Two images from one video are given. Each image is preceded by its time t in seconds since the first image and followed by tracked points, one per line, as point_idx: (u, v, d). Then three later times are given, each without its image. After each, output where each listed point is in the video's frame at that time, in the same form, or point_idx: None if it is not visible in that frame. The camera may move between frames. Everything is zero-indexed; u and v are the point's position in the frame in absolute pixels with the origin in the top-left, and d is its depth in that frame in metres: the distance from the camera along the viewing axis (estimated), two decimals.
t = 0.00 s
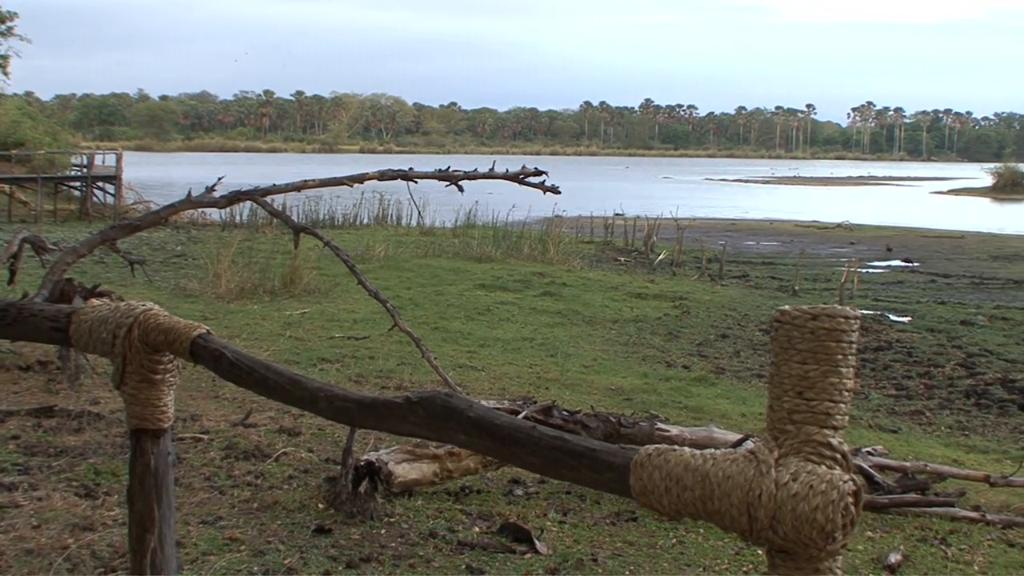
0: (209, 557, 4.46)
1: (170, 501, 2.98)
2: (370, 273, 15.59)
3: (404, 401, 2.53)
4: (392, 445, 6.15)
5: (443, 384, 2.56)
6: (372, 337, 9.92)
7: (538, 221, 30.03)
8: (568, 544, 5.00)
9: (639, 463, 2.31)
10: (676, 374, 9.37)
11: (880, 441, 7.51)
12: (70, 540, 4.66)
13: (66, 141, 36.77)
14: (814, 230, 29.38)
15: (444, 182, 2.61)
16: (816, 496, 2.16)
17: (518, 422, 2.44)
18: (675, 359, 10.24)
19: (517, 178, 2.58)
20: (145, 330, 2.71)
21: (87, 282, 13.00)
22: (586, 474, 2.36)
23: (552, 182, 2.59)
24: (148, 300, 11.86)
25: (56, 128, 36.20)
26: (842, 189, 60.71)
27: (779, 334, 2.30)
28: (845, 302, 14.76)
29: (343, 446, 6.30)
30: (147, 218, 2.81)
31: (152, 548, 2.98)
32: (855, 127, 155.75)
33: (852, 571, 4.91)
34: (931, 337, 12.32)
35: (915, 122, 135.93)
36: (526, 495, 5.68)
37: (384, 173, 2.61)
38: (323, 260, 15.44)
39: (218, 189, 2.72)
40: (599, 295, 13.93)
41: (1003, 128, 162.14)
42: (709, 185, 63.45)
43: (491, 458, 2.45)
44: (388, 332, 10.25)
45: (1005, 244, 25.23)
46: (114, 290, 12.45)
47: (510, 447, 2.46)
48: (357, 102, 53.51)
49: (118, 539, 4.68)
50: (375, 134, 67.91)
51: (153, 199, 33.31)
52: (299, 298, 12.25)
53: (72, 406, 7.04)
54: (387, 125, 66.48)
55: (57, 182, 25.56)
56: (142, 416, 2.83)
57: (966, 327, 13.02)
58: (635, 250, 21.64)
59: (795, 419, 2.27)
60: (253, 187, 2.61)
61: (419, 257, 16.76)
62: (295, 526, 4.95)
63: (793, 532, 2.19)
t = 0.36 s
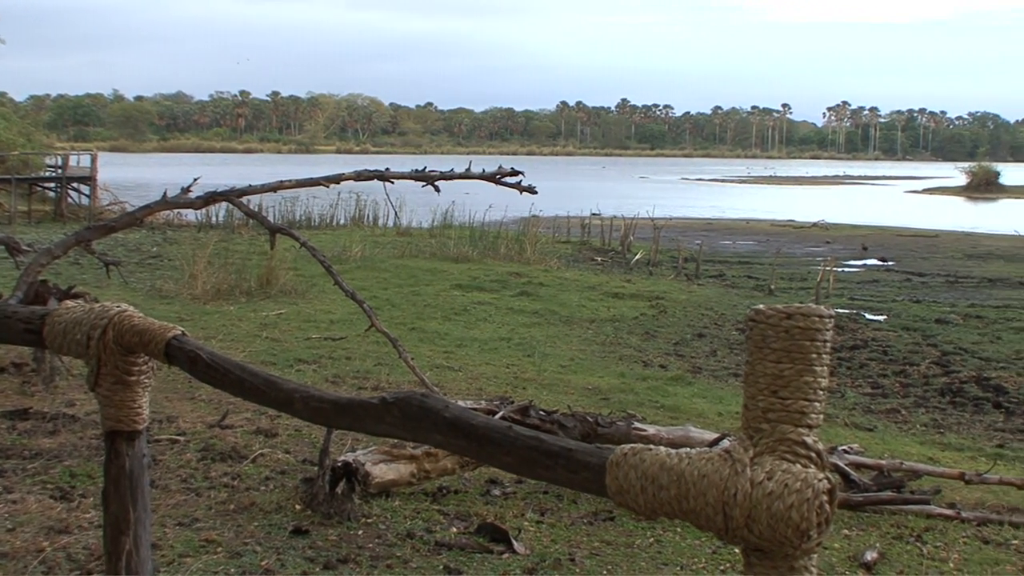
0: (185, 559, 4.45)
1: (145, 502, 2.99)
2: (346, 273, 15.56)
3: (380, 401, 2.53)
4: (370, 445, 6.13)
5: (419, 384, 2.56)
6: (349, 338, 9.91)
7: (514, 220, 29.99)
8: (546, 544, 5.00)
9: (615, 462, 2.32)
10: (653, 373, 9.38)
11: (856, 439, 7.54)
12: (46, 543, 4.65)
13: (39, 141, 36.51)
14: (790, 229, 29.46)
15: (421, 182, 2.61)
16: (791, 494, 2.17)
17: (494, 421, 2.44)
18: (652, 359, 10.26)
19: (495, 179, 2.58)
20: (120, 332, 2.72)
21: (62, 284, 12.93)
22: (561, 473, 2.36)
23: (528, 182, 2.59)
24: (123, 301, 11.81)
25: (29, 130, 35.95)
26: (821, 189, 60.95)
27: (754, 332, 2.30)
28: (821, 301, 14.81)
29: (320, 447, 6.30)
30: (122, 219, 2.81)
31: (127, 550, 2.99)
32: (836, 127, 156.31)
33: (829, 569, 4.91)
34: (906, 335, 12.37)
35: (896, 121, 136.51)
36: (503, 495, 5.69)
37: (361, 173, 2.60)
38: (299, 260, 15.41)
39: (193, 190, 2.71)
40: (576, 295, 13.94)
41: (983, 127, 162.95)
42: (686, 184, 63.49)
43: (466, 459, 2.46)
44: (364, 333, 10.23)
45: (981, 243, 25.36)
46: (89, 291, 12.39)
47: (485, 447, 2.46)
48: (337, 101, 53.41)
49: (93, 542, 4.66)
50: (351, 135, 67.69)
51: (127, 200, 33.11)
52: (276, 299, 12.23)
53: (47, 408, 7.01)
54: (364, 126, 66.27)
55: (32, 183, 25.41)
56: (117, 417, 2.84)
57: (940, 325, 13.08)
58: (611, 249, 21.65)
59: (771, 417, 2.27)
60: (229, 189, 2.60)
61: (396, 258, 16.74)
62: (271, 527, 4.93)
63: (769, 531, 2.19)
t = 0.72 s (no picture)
0: (160, 561, 4.44)
1: (118, 504, 3.04)
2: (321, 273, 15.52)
3: (355, 402, 2.53)
4: (346, 446, 6.11)
5: (394, 384, 2.56)
6: (324, 339, 9.88)
7: (491, 220, 29.98)
8: (521, 543, 5.00)
9: (589, 461, 2.32)
10: (628, 373, 9.39)
11: (831, 438, 7.55)
12: (19, 546, 4.62)
13: (11, 142, 36.17)
14: (765, 228, 29.53)
15: (396, 182, 2.60)
16: (764, 492, 2.17)
17: (467, 421, 2.44)
18: (628, 358, 10.27)
19: (469, 178, 2.58)
20: (93, 334, 2.74)
21: (35, 286, 12.83)
22: (536, 473, 2.36)
23: (503, 182, 2.58)
24: (96, 302, 11.75)
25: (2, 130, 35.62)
26: (798, 187, 61.20)
27: (727, 331, 2.31)
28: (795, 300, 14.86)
29: (296, 447, 6.28)
30: (95, 219, 2.80)
31: (100, 552, 3.03)
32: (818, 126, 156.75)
33: (803, 566, 4.91)
34: (881, 333, 12.42)
35: (876, 120, 137.10)
36: (479, 495, 5.68)
37: (336, 173, 2.60)
38: (274, 261, 15.36)
39: (167, 189, 2.70)
40: (552, 295, 13.95)
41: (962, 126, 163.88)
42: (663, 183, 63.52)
43: (440, 458, 2.46)
44: (340, 334, 10.22)
45: (955, 241, 25.50)
46: (62, 293, 12.32)
47: (459, 447, 2.46)
48: (314, 101, 53.20)
49: (67, 544, 4.65)
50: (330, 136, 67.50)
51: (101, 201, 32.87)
52: (251, 299, 12.19)
53: (20, 410, 6.97)
54: (343, 125, 66.07)
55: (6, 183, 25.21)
56: (90, 420, 2.87)
57: (914, 323, 13.14)
58: (587, 249, 21.64)
59: (744, 416, 2.28)
60: (203, 189, 2.59)
61: (371, 258, 16.70)
62: (247, 529, 4.92)
63: (742, 529, 2.20)
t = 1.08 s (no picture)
0: (131, 564, 4.42)
1: (87, 507, 3.08)
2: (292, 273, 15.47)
3: (324, 402, 2.54)
4: (318, 447, 6.08)
5: (364, 385, 2.57)
6: (296, 340, 9.86)
7: (463, 220, 29.97)
8: (494, 543, 4.99)
9: (559, 461, 2.32)
10: (600, 372, 9.40)
11: (802, 436, 7.57)
12: None
13: None
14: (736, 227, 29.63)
15: (367, 183, 2.60)
16: (734, 491, 2.18)
17: (437, 421, 2.45)
18: (600, 357, 10.28)
19: (440, 178, 2.58)
20: (62, 336, 2.81)
21: (3, 288, 12.74)
22: (506, 472, 2.36)
23: (475, 181, 2.58)
24: (65, 304, 11.67)
25: None
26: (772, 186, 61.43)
27: (697, 330, 2.31)
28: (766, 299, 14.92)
29: (267, 448, 6.25)
30: (64, 221, 2.82)
31: (70, 554, 3.07)
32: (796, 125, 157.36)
33: (774, 564, 4.91)
34: (851, 331, 12.48)
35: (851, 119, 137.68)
36: (451, 495, 5.67)
37: (307, 173, 2.59)
38: (245, 261, 15.29)
39: (137, 192, 2.70)
40: (524, 294, 13.96)
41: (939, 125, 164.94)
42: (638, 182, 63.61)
43: (410, 458, 2.46)
44: (311, 334, 10.19)
45: (925, 239, 25.64)
46: (31, 294, 12.25)
47: (428, 446, 2.46)
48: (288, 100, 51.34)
49: (37, 548, 4.63)
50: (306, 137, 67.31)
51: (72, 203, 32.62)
52: (222, 300, 12.15)
53: None
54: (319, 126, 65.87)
55: None
56: (59, 422, 2.93)
57: (883, 321, 13.22)
58: (559, 249, 21.64)
59: (714, 414, 2.29)
60: (173, 189, 2.58)
61: (342, 258, 16.65)
62: (219, 531, 4.90)
63: (712, 528, 2.21)
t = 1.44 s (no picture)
0: (103, 566, 4.41)
1: (58, 509, 3.12)
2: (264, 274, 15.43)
3: (296, 403, 2.56)
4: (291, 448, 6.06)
5: (335, 385, 2.59)
6: (268, 341, 9.84)
7: (436, 220, 29.96)
8: (468, 543, 4.99)
9: (532, 461, 2.32)
10: (573, 372, 9.42)
11: (775, 434, 7.59)
12: None
13: None
14: (708, 226, 29.70)
15: (339, 183, 2.60)
16: (706, 489, 2.19)
17: (408, 421, 2.47)
18: (573, 357, 10.29)
19: (413, 178, 2.58)
20: (32, 337, 2.86)
21: None
22: (478, 472, 2.37)
23: (446, 182, 2.59)
24: (35, 306, 11.62)
25: None
26: (747, 185, 61.60)
27: (669, 329, 2.31)
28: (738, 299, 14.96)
29: (240, 449, 6.24)
30: (34, 222, 2.81)
31: (41, 557, 3.10)
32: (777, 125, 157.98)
33: (747, 563, 4.91)
34: (823, 330, 12.54)
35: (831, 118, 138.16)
36: (425, 495, 5.67)
37: (279, 173, 2.59)
38: (217, 263, 15.24)
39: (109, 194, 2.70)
40: (497, 294, 13.97)
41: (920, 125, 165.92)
42: (614, 182, 63.67)
43: (381, 458, 2.48)
44: (284, 335, 10.18)
45: (896, 238, 25.78)
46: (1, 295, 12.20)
47: (399, 447, 2.48)
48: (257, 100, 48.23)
49: (9, 551, 4.61)
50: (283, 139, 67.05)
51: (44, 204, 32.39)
52: (194, 302, 12.14)
53: None
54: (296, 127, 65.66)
55: None
56: (28, 425, 2.98)
57: (855, 320, 13.28)
58: (531, 248, 21.64)
59: (685, 413, 2.29)
60: (144, 191, 2.57)
61: (315, 258, 16.59)
62: (191, 532, 4.87)
63: (684, 527, 2.21)
